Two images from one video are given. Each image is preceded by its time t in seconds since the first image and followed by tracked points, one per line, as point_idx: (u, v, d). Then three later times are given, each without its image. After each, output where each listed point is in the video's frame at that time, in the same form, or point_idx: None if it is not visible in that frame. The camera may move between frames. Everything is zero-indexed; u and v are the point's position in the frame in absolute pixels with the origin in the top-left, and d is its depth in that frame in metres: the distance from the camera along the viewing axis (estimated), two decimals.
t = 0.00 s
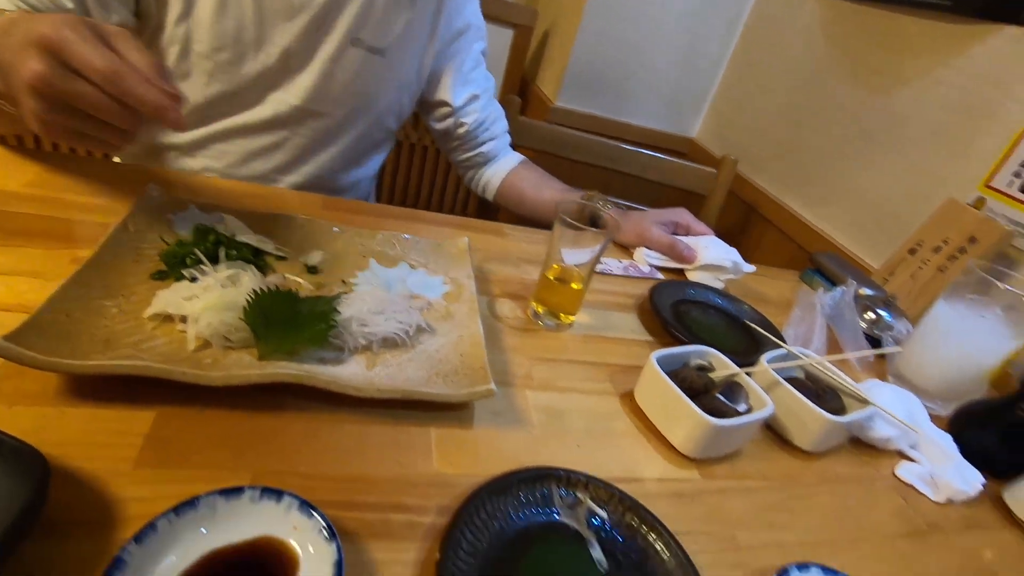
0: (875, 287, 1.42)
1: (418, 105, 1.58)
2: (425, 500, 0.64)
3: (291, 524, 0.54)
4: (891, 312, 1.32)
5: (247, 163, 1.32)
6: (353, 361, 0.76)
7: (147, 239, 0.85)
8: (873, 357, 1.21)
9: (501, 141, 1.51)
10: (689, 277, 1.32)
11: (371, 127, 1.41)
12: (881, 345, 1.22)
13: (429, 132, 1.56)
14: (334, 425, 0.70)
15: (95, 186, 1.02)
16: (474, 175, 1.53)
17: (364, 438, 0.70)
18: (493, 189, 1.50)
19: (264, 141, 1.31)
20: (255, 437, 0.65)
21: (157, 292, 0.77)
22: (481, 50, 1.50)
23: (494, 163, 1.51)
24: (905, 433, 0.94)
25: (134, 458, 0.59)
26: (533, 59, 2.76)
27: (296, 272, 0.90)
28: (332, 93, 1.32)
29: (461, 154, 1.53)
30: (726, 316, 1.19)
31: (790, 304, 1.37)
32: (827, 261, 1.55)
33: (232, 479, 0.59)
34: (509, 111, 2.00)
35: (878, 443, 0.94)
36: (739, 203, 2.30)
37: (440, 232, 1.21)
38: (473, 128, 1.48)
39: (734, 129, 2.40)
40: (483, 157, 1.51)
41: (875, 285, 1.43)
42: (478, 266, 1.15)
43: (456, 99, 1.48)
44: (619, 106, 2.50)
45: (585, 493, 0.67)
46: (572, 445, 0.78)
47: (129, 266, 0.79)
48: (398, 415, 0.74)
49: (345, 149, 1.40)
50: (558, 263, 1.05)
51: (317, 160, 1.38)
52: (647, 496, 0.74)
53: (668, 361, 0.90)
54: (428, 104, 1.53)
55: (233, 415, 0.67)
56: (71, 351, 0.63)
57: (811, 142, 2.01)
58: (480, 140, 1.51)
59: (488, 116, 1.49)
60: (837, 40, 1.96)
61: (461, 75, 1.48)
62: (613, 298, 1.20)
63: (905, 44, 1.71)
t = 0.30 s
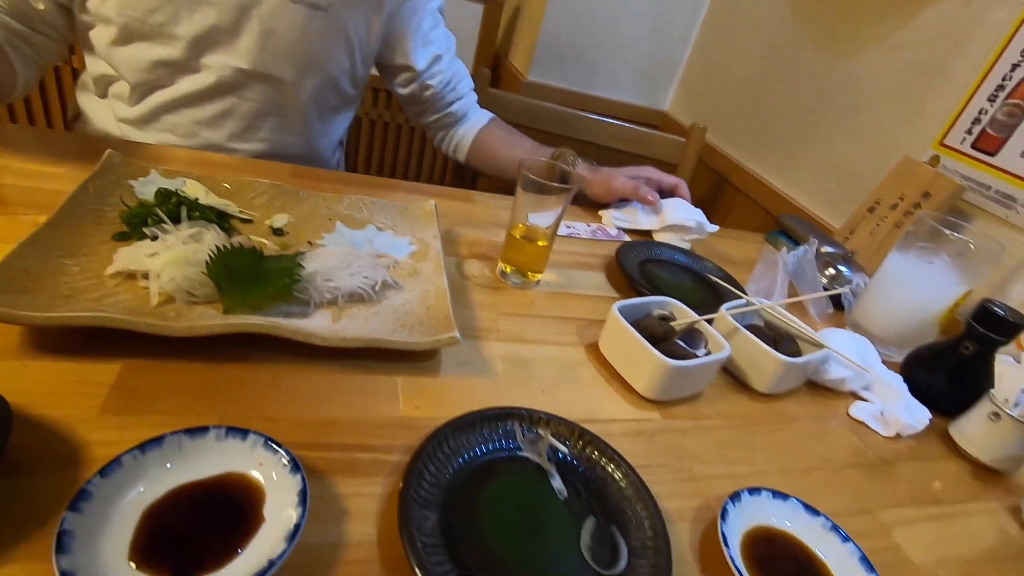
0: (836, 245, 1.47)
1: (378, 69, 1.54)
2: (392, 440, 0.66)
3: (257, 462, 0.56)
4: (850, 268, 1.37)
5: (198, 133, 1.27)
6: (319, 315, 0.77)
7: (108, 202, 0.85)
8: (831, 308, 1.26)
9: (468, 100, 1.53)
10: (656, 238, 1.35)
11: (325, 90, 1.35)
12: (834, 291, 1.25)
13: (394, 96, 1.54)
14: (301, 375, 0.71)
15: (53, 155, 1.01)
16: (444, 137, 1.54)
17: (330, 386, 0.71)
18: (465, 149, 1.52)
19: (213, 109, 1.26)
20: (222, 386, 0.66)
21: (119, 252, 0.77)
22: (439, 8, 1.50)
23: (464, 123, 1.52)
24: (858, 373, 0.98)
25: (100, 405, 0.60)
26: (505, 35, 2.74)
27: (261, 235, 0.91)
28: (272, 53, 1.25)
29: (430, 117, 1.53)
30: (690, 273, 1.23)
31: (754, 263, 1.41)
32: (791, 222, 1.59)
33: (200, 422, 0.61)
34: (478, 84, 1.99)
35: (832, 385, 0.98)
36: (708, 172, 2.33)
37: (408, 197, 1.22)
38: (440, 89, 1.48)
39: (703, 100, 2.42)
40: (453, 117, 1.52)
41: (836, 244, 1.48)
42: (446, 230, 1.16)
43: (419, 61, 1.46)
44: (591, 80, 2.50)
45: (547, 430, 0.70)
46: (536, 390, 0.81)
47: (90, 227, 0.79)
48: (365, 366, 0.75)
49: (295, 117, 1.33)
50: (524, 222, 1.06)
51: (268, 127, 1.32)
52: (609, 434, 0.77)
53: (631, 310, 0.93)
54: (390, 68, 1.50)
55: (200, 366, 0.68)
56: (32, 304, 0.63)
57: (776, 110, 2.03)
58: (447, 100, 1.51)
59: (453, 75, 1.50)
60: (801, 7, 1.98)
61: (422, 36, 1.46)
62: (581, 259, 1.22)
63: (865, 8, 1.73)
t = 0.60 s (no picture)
0: (809, 215, 1.49)
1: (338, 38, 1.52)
2: (367, 405, 0.67)
3: (232, 426, 0.56)
4: (822, 236, 1.40)
5: (157, 111, 1.25)
6: (293, 286, 0.77)
7: (74, 180, 0.84)
8: (803, 275, 1.29)
9: (433, 65, 1.55)
10: (633, 211, 1.37)
11: (284, 57, 1.32)
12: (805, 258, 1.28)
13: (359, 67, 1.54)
14: (275, 345, 0.72)
15: (16, 135, 0.99)
16: (409, 105, 1.56)
17: (305, 356, 0.72)
18: (431, 113, 1.54)
19: (172, 85, 1.24)
20: (196, 357, 0.67)
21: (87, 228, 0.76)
22: None
23: (429, 89, 1.54)
24: (827, 334, 1.00)
25: (71, 376, 0.60)
26: (481, 15, 2.71)
27: (233, 210, 0.90)
28: (225, 22, 1.22)
29: (395, 85, 1.54)
30: (665, 244, 1.25)
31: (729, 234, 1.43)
32: (765, 194, 1.61)
33: (173, 390, 0.61)
34: (453, 63, 1.98)
35: (802, 347, 1.01)
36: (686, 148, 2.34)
37: (383, 173, 1.22)
38: (405, 56, 1.50)
39: (680, 76, 2.43)
40: (418, 83, 1.53)
41: (809, 214, 1.50)
42: (422, 206, 1.16)
43: (383, 29, 1.46)
44: (568, 58, 2.49)
45: (521, 392, 0.71)
46: (511, 356, 0.82)
47: (55, 204, 0.78)
48: (340, 336, 0.76)
49: (257, 88, 1.32)
50: (498, 195, 1.07)
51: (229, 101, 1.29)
52: (582, 396, 0.79)
53: (605, 278, 0.94)
54: (352, 36, 1.50)
55: (173, 338, 0.68)
56: None
57: (752, 85, 2.04)
58: (412, 67, 1.52)
59: (418, 41, 1.52)
60: None
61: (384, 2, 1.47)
62: (557, 232, 1.23)
63: None
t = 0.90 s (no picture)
0: (783, 193, 1.51)
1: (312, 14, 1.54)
2: (340, 384, 0.67)
3: (199, 406, 0.56)
4: (796, 213, 1.42)
5: (120, 91, 1.21)
6: (263, 267, 0.76)
7: (33, 163, 0.82)
8: (777, 252, 1.31)
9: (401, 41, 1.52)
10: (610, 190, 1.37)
11: (250, 36, 1.29)
12: (779, 234, 1.29)
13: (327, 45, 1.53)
14: (247, 328, 0.71)
15: None
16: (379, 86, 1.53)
17: (277, 337, 0.71)
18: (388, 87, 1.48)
19: (134, 64, 1.20)
20: (165, 340, 0.66)
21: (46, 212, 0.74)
22: None
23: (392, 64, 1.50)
24: (799, 307, 1.02)
25: (32, 360, 0.59)
26: None
27: (201, 193, 0.89)
28: None
29: (365, 65, 1.52)
30: (641, 222, 1.26)
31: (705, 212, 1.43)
32: (741, 172, 1.63)
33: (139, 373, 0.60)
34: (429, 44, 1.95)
35: (775, 321, 1.03)
36: (664, 130, 2.34)
37: (357, 155, 1.20)
38: (370, 32, 1.48)
39: (657, 57, 2.42)
40: (383, 58, 1.49)
41: (784, 191, 1.52)
42: (396, 187, 1.15)
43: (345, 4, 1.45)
44: (546, 40, 2.47)
45: (496, 367, 0.71)
46: (487, 335, 0.82)
47: (11, 188, 0.76)
48: (312, 318, 0.75)
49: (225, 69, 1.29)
50: (472, 174, 1.06)
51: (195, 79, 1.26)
52: (558, 372, 0.79)
53: (580, 255, 0.94)
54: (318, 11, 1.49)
55: (139, 322, 0.67)
56: None
57: (728, 64, 2.04)
58: (379, 43, 1.49)
59: (384, 16, 1.49)
60: None
61: None
62: (534, 212, 1.23)
63: None
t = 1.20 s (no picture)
0: (750, 172, 1.54)
1: None
2: (307, 363, 0.67)
3: (162, 387, 0.55)
4: (762, 192, 1.44)
5: (74, 73, 1.18)
6: (227, 250, 0.75)
7: None
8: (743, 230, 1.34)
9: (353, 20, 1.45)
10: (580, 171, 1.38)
11: (208, 16, 1.26)
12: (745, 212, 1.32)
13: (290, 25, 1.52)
14: (212, 311, 0.70)
15: None
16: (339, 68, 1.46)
17: (242, 319, 0.71)
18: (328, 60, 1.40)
19: (88, 45, 1.17)
20: (127, 324, 0.65)
21: None
22: None
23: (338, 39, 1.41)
24: (763, 282, 1.05)
25: None
26: None
27: (161, 177, 0.87)
28: None
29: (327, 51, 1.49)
30: (610, 202, 1.27)
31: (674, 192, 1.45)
32: (709, 153, 1.65)
33: (100, 355, 0.59)
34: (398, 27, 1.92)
35: (740, 296, 1.05)
36: (636, 113, 2.35)
37: (324, 138, 1.19)
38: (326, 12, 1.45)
39: (628, 39, 2.42)
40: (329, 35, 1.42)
41: (751, 171, 1.55)
42: (365, 170, 1.14)
43: None
44: (517, 23, 2.46)
45: (464, 344, 0.72)
46: (456, 314, 0.83)
47: None
48: (278, 300, 0.75)
49: (184, 50, 1.26)
50: (441, 156, 1.06)
51: (153, 60, 1.23)
52: (526, 348, 0.81)
53: (549, 234, 0.95)
54: None
55: (100, 307, 0.66)
56: None
57: (697, 46, 2.05)
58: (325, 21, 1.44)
59: None
60: None
61: None
62: (504, 193, 1.23)
63: None
